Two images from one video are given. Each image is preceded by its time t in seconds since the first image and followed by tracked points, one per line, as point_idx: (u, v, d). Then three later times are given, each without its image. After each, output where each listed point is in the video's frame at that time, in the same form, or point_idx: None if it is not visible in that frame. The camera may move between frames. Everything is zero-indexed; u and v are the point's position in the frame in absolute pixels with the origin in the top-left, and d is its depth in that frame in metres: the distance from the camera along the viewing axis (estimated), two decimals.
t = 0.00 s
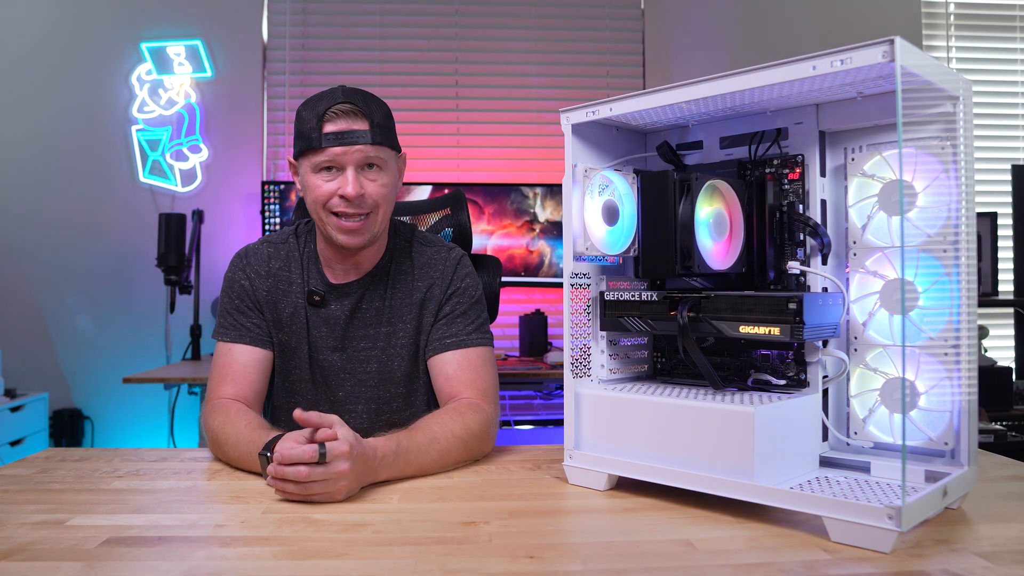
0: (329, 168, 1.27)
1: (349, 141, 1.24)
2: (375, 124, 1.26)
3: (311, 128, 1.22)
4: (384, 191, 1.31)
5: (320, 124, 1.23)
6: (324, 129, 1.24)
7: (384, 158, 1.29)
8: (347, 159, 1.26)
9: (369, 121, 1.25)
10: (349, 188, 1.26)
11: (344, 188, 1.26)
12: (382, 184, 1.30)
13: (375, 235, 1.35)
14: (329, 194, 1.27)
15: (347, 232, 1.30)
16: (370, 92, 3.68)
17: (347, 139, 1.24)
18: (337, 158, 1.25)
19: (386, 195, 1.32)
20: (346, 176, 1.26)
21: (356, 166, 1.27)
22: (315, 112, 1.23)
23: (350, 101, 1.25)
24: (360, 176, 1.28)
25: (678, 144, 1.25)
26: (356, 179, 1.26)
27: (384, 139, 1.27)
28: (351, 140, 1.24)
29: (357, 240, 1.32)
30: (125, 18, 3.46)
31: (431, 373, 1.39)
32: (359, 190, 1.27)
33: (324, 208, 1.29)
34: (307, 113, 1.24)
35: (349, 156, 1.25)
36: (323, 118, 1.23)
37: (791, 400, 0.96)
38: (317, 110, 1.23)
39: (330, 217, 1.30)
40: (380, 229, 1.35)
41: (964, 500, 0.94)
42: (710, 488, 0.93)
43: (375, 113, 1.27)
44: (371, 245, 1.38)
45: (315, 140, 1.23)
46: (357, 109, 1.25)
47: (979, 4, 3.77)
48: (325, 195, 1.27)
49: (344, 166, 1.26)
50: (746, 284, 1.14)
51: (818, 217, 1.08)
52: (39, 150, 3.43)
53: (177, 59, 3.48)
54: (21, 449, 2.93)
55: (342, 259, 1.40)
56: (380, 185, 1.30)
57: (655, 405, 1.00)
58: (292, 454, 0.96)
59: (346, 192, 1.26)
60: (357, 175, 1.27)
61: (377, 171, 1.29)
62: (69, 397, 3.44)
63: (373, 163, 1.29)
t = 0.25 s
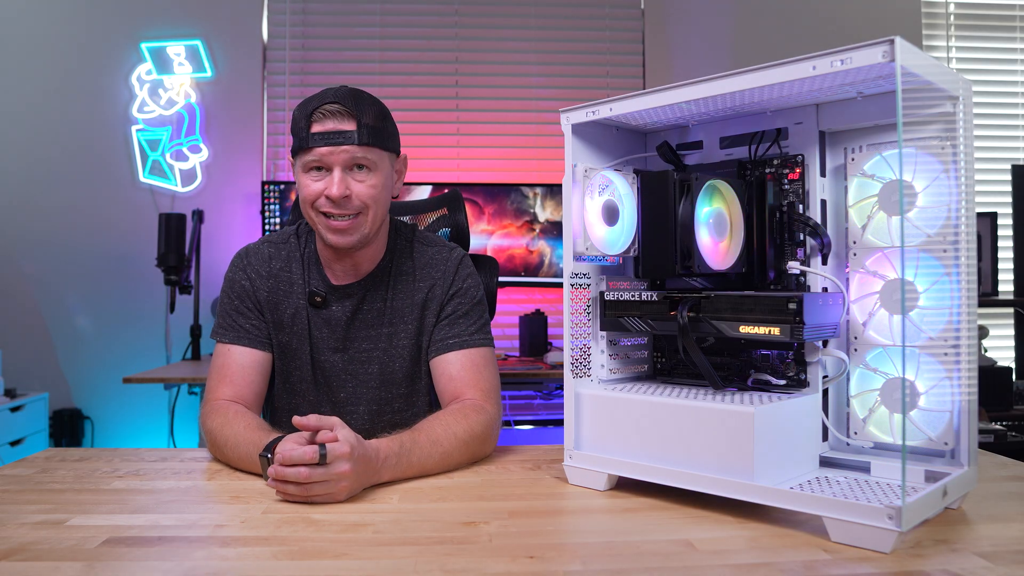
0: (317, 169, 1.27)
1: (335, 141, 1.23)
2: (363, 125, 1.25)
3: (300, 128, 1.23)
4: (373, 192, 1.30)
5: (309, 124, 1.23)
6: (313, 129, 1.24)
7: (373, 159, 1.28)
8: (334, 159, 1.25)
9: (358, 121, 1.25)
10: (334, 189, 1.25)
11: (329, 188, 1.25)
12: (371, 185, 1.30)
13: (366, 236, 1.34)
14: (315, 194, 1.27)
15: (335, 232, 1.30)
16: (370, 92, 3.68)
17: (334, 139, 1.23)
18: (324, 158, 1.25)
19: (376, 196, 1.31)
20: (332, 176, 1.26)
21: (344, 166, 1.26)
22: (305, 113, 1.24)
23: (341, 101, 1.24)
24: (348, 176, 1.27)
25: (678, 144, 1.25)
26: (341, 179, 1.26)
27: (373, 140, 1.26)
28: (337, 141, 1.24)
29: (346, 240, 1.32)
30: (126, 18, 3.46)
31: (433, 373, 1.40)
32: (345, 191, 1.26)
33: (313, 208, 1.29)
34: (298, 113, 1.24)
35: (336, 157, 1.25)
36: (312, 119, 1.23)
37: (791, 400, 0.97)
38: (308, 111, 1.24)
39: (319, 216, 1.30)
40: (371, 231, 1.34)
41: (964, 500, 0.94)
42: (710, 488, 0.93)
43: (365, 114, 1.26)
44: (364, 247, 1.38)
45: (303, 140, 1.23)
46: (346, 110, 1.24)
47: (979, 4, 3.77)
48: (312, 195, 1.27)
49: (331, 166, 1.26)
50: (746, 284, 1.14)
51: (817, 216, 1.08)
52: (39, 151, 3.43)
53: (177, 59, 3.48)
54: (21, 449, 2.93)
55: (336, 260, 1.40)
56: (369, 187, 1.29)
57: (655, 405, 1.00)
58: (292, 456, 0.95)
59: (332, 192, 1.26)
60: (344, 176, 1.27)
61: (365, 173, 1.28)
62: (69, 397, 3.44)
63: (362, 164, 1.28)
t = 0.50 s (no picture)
0: (329, 168, 1.26)
1: (349, 139, 1.24)
2: (373, 122, 1.27)
3: (310, 128, 1.23)
4: (386, 190, 1.31)
5: (320, 124, 1.23)
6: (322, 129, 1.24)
7: (384, 156, 1.29)
8: (347, 158, 1.26)
9: (368, 119, 1.26)
10: (350, 187, 1.25)
11: (345, 187, 1.25)
12: (383, 183, 1.30)
13: (379, 235, 1.34)
14: (330, 194, 1.27)
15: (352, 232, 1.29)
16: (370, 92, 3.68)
17: (347, 138, 1.24)
18: (337, 157, 1.25)
19: (388, 194, 1.32)
20: (346, 174, 1.26)
21: (356, 165, 1.27)
22: (313, 112, 1.23)
23: (349, 100, 1.25)
24: (361, 175, 1.27)
25: (678, 144, 1.25)
26: (357, 177, 1.26)
27: (383, 137, 1.28)
28: (350, 139, 1.24)
29: (362, 239, 1.31)
30: (126, 18, 3.46)
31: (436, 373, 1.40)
32: (361, 189, 1.26)
33: (327, 208, 1.28)
34: (305, 113, 1.24)
35: (349, 155, 1.25)
36: (321, 119, 1.23)
37: (791, 400, 0.97)
38: (315, 111, 1.23)
39: (333, 217, 1.29)
40: (384, 229, 1.34)
41: (964, 500, 0.94)
42: (710, 489, 0.93)
43: (373, 111, 1.27)
44: (375, 245, 1.38)
45: (314, 140, 1.23)
46: (355, 108, 1.25)
47: (979, 4, 3.77)
48: (326, 195, 1.26)
49: (344, 165, 1.26)
50: (746, 284, 1.14)
51: (818, 216, 1.08)
52: (39, 151, 3.43)
53: (177, 59, 3.48)
54: (21, 449, 2.93)
55: (345, 261, 1.40)
56: (382, 184, 1.30)
57: (656, 405, 1.00)
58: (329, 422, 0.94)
59: (348, 191, 1.25)
60: (358, 174, 1.27)
61: (378, 170, 1.29)
62: (69, 397, 3.44)
63: (373, 162, 1.29)
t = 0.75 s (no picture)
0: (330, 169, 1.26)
1: (350, 141, 1.23)
2: (376, 125, 1.26)
3: (313, 128, 1.23)
4: (386, 193, 1.29)
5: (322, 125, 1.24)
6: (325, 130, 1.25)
7: (387, 160, 1.28)
8: (348, 160, 1.25)
9: (371, 122, 1.26)
10: (349, 189, 1.24)
11: (344, 189, 1.24)
12: (383, 186, 1.29)
13: (377, 237, 1.33)
14: (330, 196, 1.26)
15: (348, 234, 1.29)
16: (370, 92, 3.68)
17: (348, 140, 1.24)
18: (338, 159, 1.24)
19: (387, 198, 1.30)
20: (346, 177, 1.25)
21: (357, 167, 1.26)
22: (317, 113, 1.24)
23: (353, 103, 1.26)
24: (361, 177, 1.26)
25: (678, 144, 1.25)
26: (356, 180, 1.25)
27: (385, 141, 1.27)
28: (351, 141, 1.24)
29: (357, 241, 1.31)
30: (126, 19, 3.47)
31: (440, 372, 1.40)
32: (359, 192, 1.25)
33: (326, 210, 1.27)
34: (310, 113, 1.25)
35: (350, 158, 1.24)
36: (325, 120, 1.24)
37: (792, 400, 0.97)
38: (320, 112, 1.24)
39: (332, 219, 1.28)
40: (381, 232, 1.33)
41: (964, 500, 0.94)
42: (710, 489, 0.93)
43: (377, 115, 1.27)
44: (374, 247, 1.37)
45: (316, 141, 1.23)
46: (358, 110, 1.26)
47: (979, 4, 3.77)
48: (325, 197, 1.26)
49: (345, 167, 1.25)
50: (746, 284, 1.14)
51: (817, 217, 1.08)
52: (39, 151, 3.43)
53: (177, 59, 3.48)
54: (21, 449, 2.93)
55: (345, 261, 1.40)
56: (382, 188, 1.29)
57: (656, 405, 1.00)
58: (439, 374, 0.95)
59: (347, 193, 1.25)
60: (358, 177, 1.26)
61: (379, 173, 1.28)
62: (69, 397, 3.44)
63: (376, 165, 1.28)
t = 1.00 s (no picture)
0: (323, 175, 1.26)
1: (344, 151, 1.23)
2: (372, 136, 1.25)
3: (309, 132, 1.23)
4: (375, 205, 1.30)
5: (318, 130, 1.23)
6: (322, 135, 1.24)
7: (379, 171, 1.28)
8: (340, 168, 1.25)
9: (367, 132, 1.24)
10: (336, 199, 1.25)
11: (332, 197, 1.25)
12: (373, 197, 1.29)
13: (364, 247, 1.34)
14: (318, 201, 1.26)
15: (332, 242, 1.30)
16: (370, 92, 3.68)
17: (341, 148, 1.23)
18: (329, 166, 1.24)
19: (377, 209, 1.30)
20: (336, 185, 1.25)
21: (348, 176, 1.26)
22: (314, 116, 1.23)
23: (351, 110, 1.24)
24: (351, 187, 1.27)
25: (678, 144, 1.25)
26: (345, 189, 1.25)
27: (380, 152, 1.26)
28: (344, 149, 1.23)
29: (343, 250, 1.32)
30: (126, 19, 3.47)
31: (440, 373, 1.40)
32: (346, 202, 1.25)
33: (315, 214, 1.28)
34: (310, 115, 1.24)
35: (341, 166, 1.24)
36: (321, 125, 1.23)
37: (792, 400, 0.97)
38: (318, 115, 1.24)
39: (319, 224, 1.29)
40: (369, 242, 1.34)
41: (964, 500, 0.94)
42: (710, 488, 0.93)
43: (375, 126, 1.25)
44: (364, 256, 1.38)
45: (311, 145, 1.23)
46: (355, 120, 1.24)
47: (979, 4, 3.77)
48: (315, 203, 1.26)
49: (336, 175, 1.25)
50: (746, 284, 1.14)
51: (817, 217, 1.08)
52: (39, 151, 3.43)
53: (177, 59, 3.48)
54: (21, 449, 2.93)
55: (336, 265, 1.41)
56: (371, 199, 1.29)
57: (656, 405, 1.00)
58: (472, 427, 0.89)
59: (334, 203, 1.25)
60: (348, 186, 1.26)
61: (371, 184, 1.28)
62: (69, 397, 3.44)
63: (368, 175, 1.27)
